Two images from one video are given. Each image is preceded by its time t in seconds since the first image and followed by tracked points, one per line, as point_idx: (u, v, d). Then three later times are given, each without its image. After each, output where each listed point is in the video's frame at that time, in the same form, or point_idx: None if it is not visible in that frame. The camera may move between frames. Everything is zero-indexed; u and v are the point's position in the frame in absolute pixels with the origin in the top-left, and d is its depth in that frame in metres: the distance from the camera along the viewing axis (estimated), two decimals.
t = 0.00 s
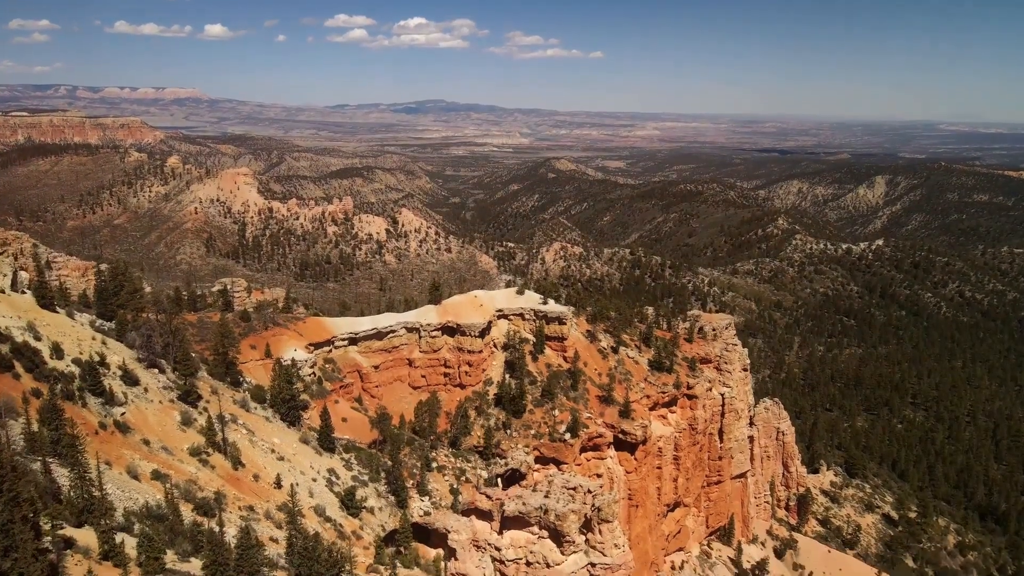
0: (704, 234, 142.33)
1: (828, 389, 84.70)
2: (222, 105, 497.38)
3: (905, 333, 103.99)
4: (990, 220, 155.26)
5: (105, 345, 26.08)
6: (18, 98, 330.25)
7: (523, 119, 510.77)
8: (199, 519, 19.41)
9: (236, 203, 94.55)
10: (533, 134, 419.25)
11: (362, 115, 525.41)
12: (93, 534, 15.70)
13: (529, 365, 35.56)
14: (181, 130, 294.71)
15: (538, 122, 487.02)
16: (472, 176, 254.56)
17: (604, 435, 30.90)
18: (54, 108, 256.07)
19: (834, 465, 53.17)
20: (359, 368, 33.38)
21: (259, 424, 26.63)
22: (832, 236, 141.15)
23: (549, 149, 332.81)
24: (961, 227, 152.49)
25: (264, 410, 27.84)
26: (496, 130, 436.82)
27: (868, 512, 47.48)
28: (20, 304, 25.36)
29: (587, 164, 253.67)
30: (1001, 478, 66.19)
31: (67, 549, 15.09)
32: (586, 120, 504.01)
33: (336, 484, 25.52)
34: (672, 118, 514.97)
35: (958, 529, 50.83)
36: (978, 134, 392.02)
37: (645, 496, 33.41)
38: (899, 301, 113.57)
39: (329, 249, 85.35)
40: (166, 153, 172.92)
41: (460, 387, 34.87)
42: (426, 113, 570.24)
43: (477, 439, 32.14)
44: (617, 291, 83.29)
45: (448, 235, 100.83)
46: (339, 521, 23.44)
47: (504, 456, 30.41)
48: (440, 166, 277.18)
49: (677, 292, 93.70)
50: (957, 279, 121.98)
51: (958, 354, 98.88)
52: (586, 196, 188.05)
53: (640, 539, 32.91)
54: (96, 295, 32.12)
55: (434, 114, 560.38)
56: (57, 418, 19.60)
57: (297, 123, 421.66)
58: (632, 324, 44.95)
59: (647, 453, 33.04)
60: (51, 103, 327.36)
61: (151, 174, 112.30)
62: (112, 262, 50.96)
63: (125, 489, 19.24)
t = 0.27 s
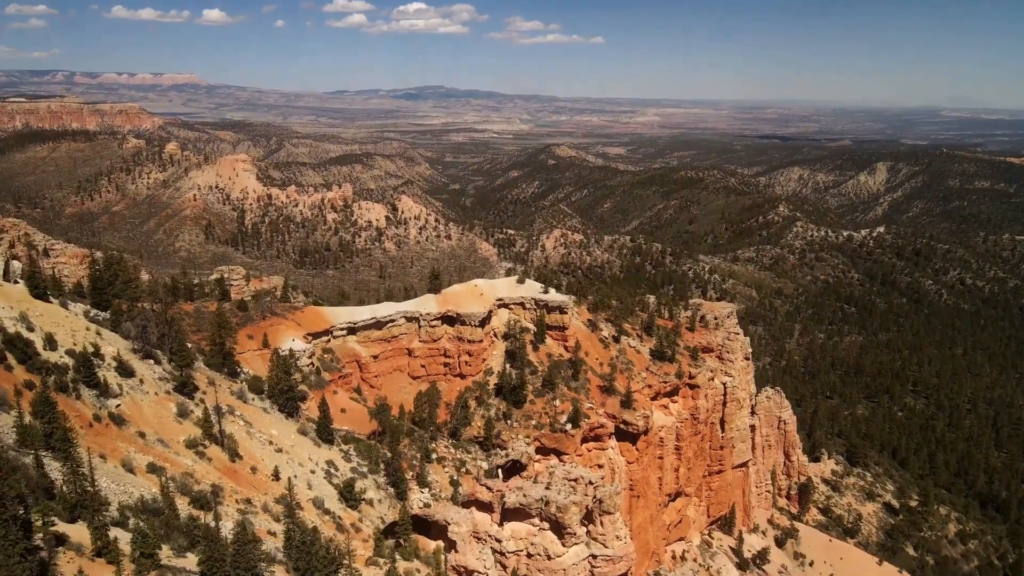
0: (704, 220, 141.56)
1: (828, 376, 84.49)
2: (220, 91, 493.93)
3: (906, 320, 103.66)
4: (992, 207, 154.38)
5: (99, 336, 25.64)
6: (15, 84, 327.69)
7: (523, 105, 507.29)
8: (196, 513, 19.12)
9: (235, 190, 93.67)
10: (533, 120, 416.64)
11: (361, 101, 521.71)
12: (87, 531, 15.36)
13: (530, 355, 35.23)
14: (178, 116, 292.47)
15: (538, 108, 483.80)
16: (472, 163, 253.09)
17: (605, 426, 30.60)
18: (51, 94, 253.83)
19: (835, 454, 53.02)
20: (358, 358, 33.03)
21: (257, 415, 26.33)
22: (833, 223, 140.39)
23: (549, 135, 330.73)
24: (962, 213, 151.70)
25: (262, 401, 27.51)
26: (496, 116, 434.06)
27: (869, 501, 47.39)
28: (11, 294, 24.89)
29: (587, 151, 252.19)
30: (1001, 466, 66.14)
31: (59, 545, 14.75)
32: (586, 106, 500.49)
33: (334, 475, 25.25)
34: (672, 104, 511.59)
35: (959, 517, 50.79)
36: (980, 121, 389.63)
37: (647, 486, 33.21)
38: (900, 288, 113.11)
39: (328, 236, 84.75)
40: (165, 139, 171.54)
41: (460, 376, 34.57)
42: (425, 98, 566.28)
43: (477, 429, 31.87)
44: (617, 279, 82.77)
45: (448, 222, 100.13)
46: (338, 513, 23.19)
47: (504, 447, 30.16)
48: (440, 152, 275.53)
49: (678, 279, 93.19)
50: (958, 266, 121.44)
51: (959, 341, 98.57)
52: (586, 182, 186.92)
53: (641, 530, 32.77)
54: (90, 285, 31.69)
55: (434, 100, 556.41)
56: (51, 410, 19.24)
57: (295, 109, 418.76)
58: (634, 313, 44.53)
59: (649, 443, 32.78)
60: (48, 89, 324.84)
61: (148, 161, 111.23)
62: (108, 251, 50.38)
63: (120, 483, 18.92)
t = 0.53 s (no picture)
0: (705, 207, 140.69)
1: (829, 363, 84.21)
2: (219, 76, 489.90)
3: (906, 307, 103.26)
4: (993, 193, 153.47)
5: (92, 326, 25.19)
6: (12, 69, 324.85)
7: (523, 91, 503.48)
8: (192, 507, 18.82)
9: (233, 176, 92.73)
10: (533, 105, 413.80)
11: (360, 87, 517.50)
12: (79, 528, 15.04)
13: (531, 345, 34.85)
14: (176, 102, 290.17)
15: (538, 94, 480.26)
16: (471, 149, 251.54)
17: (607, 417, 30.30)
18: (48, 79, 251.65)
19: (836, 442, 52.87)
20: (357, 349, 32.65)
21: (254, 406, 26.00)
22: (834, 210, 139.54)
23: (549, 121, 328.40)
24: (964, 200, 150.83)
25: (259, 392, 27.17)
26: (495, 102, 430.96)
27: (870, 489, 47.28)
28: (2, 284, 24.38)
29: (587, 137, 250.54)
30: (1001, 454, 66.11)
31: (51, 544, 14.42)
32: (586, 92, 496.85)
33: (332, 467, 24.98)
34: (673, 90, 507.90)
35: (959, 505, 50.75)
36: (982, 106, 386.93)
37: (648, 477, 32.99)
38: (901, 275, 112.63)
39: (328, 223, 84.09)
40: (163, 125, 170.04)
41: (460, 366, 34.25)
42: (424, 84, 561.88)
43: (477, 420, 31.59)
44: (618, 266, 82.30)
45: (447, 209, 99.41)
46: (337, 505, 22.95)
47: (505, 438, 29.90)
48: (439, 138, 273.84)
49: (679, 267, 92.65)
50: (959, 253, 120.77)
51: (959, 328, 98.25)
52: (586, 168, 185.75)
53: (642, 520, 32.60)
54: (84, 274, 31.25)
55: (433, 85, 552.10)
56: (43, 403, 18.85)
57: (293, 95, 415.54)
58: (635, 301, 44.09)
59: (651, 433, 32.52)
60: (44, 74, 322.08)
61: (146, 146, 110.10)
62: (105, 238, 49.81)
63: (115, 476, 18.60)
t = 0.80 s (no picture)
0: (706, 194, 139.82)
1: (829, 351, 83.93)
2: (217, 62, 486.42)
3: (907, 295, 102.84)
4: (996, 180, 152.46)
5: (86, 317, 24.77)
6: (9, 54, 321.77)
7: (523, 76, 499.50)
8: (187, 502, 18.52)
9: (232, 162, 91.83)
10: (533, 91, 410.66)
11: (358, 72, 513.20)
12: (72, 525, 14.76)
13: (532, 335, 34.51)
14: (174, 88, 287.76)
15: (538, 79, 476.47)
16: (471, 136, 249.89)
17: (608, 408, 30.00)
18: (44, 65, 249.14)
19: (837, 431, 52.71)
20: (356, 339, 32.29)
21: (251, 398, 25.68)
22: (836, 197, 138.68)
23: (549, 107, 326.05)
24: (966, 187, 149.92)
25: (256, 384, 26.85)
26: (495, 87, 427.66)
27: (871, 478, 47.19)
28: None
29: (587, 123, 248.76)
30: (1001, 442, 66.05)
31: (41, 543, 14.14)
32: (587, 78, 493.03)
33: (331, 460, 24.70)
34: (673, 75, 504.34)
35: (960, 494, 50.71)
36: (984, 92, 384.07)
37: (649, 467, 32.76)
38: (902, 262, 112.12)
39: (327, 210, 83.45)
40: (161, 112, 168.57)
41: (460, 356, 33.93)
42: (423, 69, 557.43)
43: (478, 411, 31.33)
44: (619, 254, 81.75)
45: (447, 196, 98.69)
46: (335, 498, 22.69)
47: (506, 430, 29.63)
48: (439, 124, 272.09)
49: (680, 254, 92.09)
50: (960, 240, 120.13)
51: (960, 316, 97.90)
52: (586, 155, 184.56)
53: (643, 511, 32.40)
54: (79, 263, 30.80)
55: (432, 71, 547.60)
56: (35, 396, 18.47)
57: (292, 80, 412.18)
58: (637, 290, 43.67)
59: (653, 424, 32.24)
60: (41, 59, 319.26)
61: (144, 132, 109.03)
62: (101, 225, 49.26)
63: (109, 470, 18.28)
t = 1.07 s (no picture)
0: (707, 181, 138.92)
1: (830, 339, 83.63)
2: (215, 47, 482.06)
3: (908, 282, 102.42)
4: (998, 166, 151.43)
5: (79, 308, 24.33)
6: (5, 40, 318.64)
7: (522, 62, 495.33)
8: (183, 496, 18.23)
9: (231, 149, 90.86)
10: (533, 77, 407.38)
11: (357, 58, 508.75)
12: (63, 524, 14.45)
13: (532, 325, 34.13)
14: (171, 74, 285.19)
15: (538, 65, 472.63)
16: (470, 122, 248.11)
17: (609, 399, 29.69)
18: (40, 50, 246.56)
19: (839, 420, 52.53)
20: (354, 329, 31.92)
21: (248, 390, 25.36)
22: (837, 184, 137.76)
23: (549, 93, 323.26)
24: (967, 173, 149.00)
25: (254, 376, 26.54)
26: (495, 73, 424.31)
27: (872, 467, 47.12)
28: None
29: (588, 109, 246.86)
30: (1001, 429, 65.99)
31: (31, 542, 13.83)
32: (587, 63, 488.88)
33: (329, 453, 24.43)
34: (674, 61, 500.09)
35: (961, 483, 50.66)
36: (986, 78, 381.28)
37: (651, 458, 32.53)
38: (903, 250, 111.56)
39: (326, 197, 82.73)
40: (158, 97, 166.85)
41: (460, 347, 33.60)
42: (422, 55, 552.51)
43: (477, 402, 31.03)
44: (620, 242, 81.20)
45: (447, 182, 97.93)
46: (333, 491, 22.44)
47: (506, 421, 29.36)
48: (438, 110, 270.03)
49: (681, 242, 91.48)
50: (962, 228, 119.49)
51: (961, 304, 97.52)
52: (587, 141, 183.25)
53: (644, 502, 32.21)
54: (73, 252, 30.37)
55: (432, 56, 542.94)
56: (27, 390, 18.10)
57: (290, 66, 408.66)
58: (638, 279, 43.24)
59: (654, 414, 31.95)
60: (38, 45, 316.21)
61: (142, 118, 107.92)
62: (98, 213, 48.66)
63: (103, 465, 17.96)
